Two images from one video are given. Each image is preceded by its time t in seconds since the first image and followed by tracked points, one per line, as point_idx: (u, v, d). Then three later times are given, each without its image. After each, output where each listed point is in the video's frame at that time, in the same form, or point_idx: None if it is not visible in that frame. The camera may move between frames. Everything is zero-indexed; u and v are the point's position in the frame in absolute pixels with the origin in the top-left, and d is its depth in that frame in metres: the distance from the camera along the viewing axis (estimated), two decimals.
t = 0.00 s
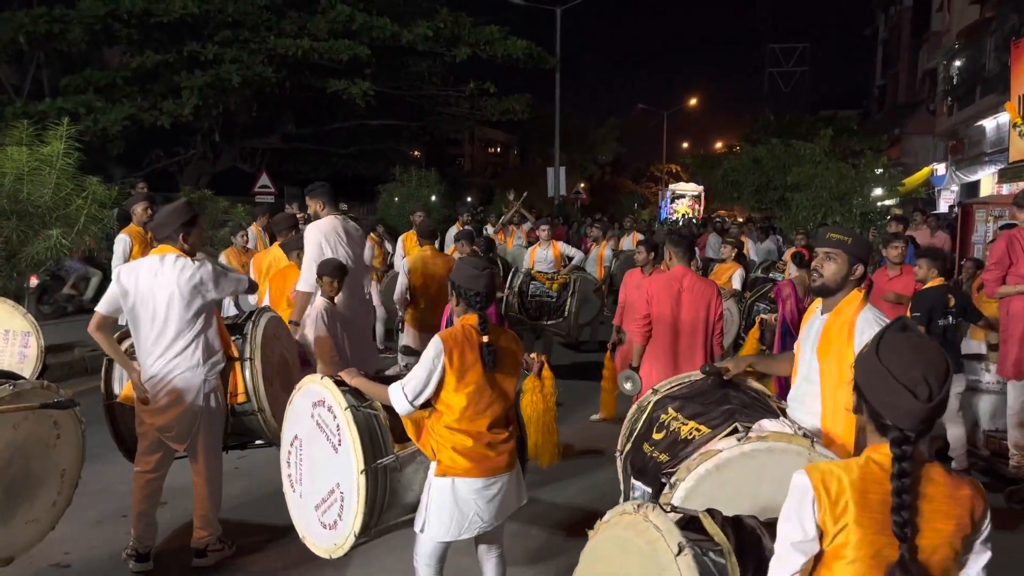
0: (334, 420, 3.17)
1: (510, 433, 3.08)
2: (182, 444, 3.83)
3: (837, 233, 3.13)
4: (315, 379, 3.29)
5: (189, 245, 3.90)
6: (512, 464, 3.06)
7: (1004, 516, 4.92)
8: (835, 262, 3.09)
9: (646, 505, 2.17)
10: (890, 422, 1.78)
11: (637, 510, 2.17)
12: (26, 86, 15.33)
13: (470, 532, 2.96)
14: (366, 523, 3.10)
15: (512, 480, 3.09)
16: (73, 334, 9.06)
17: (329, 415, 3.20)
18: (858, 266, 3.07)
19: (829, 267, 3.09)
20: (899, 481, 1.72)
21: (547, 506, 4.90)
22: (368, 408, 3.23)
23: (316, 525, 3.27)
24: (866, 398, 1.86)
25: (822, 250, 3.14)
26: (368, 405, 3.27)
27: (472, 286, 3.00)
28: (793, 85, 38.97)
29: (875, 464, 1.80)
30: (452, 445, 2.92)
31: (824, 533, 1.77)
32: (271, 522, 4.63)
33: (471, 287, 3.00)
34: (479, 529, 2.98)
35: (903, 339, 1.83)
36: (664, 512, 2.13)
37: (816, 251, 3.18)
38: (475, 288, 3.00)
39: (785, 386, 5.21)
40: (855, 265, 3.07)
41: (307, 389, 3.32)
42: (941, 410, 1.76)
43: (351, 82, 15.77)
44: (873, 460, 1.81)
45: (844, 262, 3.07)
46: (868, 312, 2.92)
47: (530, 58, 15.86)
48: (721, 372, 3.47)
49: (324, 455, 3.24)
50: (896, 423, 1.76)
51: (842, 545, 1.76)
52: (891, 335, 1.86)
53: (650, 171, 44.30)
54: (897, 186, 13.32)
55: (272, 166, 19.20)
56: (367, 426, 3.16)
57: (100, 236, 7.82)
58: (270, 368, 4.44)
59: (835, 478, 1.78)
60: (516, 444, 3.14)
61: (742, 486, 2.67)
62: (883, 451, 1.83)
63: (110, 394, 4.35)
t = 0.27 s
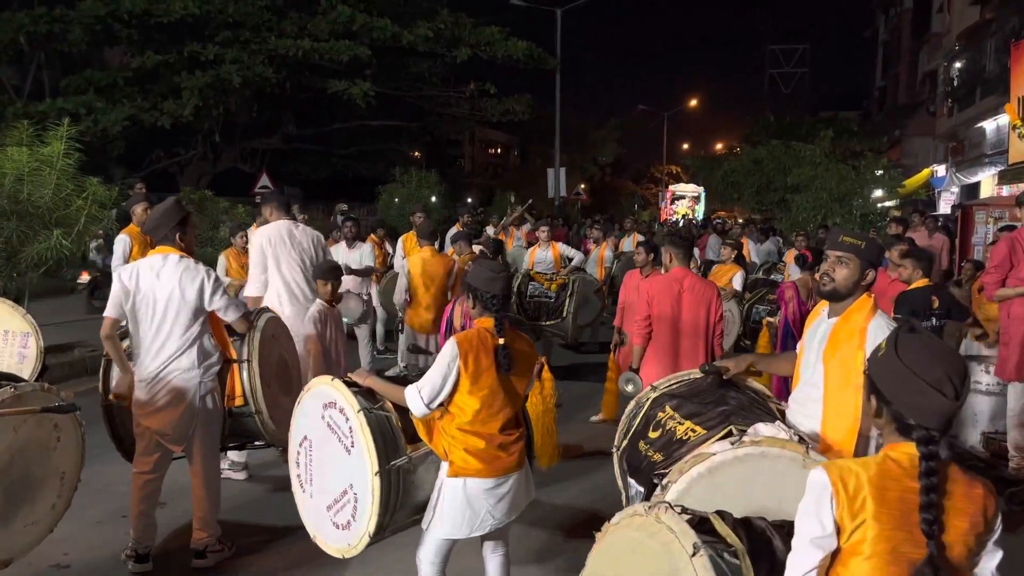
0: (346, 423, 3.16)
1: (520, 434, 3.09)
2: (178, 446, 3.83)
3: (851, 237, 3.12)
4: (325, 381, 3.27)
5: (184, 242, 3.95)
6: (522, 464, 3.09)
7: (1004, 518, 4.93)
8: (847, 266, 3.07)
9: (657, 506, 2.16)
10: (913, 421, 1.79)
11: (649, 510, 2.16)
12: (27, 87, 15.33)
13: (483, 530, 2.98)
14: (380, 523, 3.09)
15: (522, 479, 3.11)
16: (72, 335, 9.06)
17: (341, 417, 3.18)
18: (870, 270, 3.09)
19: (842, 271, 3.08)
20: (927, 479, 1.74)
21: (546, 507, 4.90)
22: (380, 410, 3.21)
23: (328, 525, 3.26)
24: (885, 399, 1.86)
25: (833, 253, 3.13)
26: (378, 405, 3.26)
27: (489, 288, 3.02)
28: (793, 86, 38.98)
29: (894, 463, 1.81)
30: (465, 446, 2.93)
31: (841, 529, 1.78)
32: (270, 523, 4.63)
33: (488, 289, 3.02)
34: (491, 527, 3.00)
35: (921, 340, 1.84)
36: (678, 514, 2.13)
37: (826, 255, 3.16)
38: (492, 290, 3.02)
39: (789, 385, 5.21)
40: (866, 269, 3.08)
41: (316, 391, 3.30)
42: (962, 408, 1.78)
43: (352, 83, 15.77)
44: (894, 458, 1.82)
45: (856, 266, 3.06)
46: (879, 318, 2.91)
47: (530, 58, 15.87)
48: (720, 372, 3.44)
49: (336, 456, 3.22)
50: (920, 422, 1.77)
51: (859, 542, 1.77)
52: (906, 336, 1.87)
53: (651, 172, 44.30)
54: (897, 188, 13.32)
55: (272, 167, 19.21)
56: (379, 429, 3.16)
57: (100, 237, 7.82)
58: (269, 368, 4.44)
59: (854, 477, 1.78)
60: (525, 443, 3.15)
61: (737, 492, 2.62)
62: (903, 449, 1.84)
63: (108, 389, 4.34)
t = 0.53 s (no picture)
0: (358, 427, 3.14)
1: (529, 434, 3.14)
2: (173, 446, 3.83)
3: (858, 240, 3.06)
4: (333, 384, 3.24)
5: (188, 243, 3.97)
6: (530, 464, 3.14)
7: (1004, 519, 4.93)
8: (854, 270, 3.03)
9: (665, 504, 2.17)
10: (923, 422, 1.81)
11: (656, 511, 2.17)
12: (27, 87, 15.33)
13: (493, 527, 3.05)
14: (395, 526, 3.08)
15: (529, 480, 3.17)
16: (72, 335, 9.06)
17: (352, 421, 3.16)
18: (877, 274, 3.05)
19: (849, 275, 3.03)
20: (942, 480, 1.76)
21: (546, 508, 4.90)
22: (392, 414, 3.17)
23: (338, 527, 3.24)
24: (893, 400, 1.88)
25: (840, 256, 3.09)
26: (387, 409, 3.19)
27: (503, 291, 3.07)
28: (793, 87, 39.00)
29: (904, 461, 1.82)
30: (476, 447, 2.97)
31: (853, 528, 1.78)
32: (270, 524, 4.63)
33: (502, 292, 3.06)
34: (500, 524, 3.07)
35: (929, 340, 1.86)
36: (685, 513, 2.14)
37: (833, 257, 3.13)
38: (505, 292, 3.07)
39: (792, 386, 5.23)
40: (873, 274, 3.04)
41: (324, 394, 3.26)
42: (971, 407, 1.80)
43: (352, 83, 15.77)
44: (904, 458, 1.83)
45: (864, 271, 3.02)
46: (884, 324, 2.87)
47: (530, 59, 15.87)
48: (722, 371, 3.46)
49: (347, 460, 3.20)
50: (931, 422, 1.80)
51: (871, 542, 1.77)
52: (911, 337, 1.90)
53: (651, 173, 44.30)
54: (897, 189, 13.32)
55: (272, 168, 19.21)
56: (393, 434, 3.14)
57: (100, 237, 7.81)
58: (266, 371, 4.44)
59: (866, 476, 1.79)
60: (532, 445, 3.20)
61: (713, 491, 2.61)
62: (913, 450, 1.85)
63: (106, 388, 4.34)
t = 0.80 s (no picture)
0: (368, 430, 3.13)
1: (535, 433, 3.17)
2: (172, 445, 3.81)
3: (864, 242, 3.05)
4: (339, 387, 3.23)
5: (191, 242, 3.97)
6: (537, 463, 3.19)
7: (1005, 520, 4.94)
8: (859, 273, 3.03)
9: (659, 512, 2.16)
10: (923, 427, 1.80)
11: (649, 518, 2.16)
12: (28, 86, 15.32)
13: (497, 525, 3.13)
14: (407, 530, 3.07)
15: (533, 479, 3.22)
16: (73, 334, 9.07)
17: (360, 424, 3.15)
18: (881, 278, 3.04)
19: (853, 278, 3.04)
20: (944, 485, 1.76)
21: (547, 508, 4.90)
22: (401, 416, 3.18)
23: (344, 529, 3.23)
24: (890, 404, 1.88)
25: (845, 257, 3.09)
26: (398, 413, 3.20)
27: (510, 291, 3.06)
28: (795, 88, 39.00)
29: (904, 465, 1.82)
30: (483, 448, 3.00)
31: (854, 533, 1.78)
32: (270, 524, 4.63)
33: (508, 292, 3.06)
34: (504, 521, 3.14)
35: (929, 344, 1.83)
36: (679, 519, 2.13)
37: (839, 259, 3.12)
38: (512, 293, 3.06)
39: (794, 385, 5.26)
40: (878, 277, 3.04)
41: (328, 397, 3.24)
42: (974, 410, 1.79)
43: (353, 83, 15.77)
44: (904, 461, 1.83)
45: (868, 274, 3.02)
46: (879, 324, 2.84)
47: (531, 59, 15.87)
48: (728, 368, 3.40)
49: (355, 463, 3.18)
50: (931, 429, 1.78)
51: (871, 545, 1.77)
52: (911, 340, 1.88)
53: (652, 173, 44.29)
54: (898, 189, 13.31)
55: (273, 167, 19.23)
56: (402, 436, 3.12)
57: (101, 237, 7.82)
58: (266, 372, 4.44)
59: (867, 484, 1.79)
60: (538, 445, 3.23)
61: (701, 492, 2.61)
62: (912, 452, 1.84)
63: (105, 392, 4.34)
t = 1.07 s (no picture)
0: (375, 428, 3.14)
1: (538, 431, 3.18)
2: (172, 443, 3.82)
3: (857, 240, 3.03)
4: (345, 385, 3.22)
5: (193, 243, 3.95)
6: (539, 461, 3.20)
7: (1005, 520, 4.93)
8: (851, 270, 3.01)
9: (642, 518, 2.16)
10: (908, 429, 1.79)
11: (633, 522, 2.16)
12: (30, 85, 15.31)
13: (503, 522, 3.13)
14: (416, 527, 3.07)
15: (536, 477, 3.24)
16: (75, 334, 9.07)
17: (368, 422, 3.16)
18: (874, 276, 3.03)
19: (846, 275, 3.01)
20: (931, 488, 1.74)
21: (548, 508, 4.90)
22: (409, 414, 3.18)
23: (348, 529, 3.23)
24: (875, 407, 1.87)
25: (839, 255, 3.07)
26: (406, 411, 3.20)
27: (508, 290, 3.07)
28: (796, 88, 38.97)
29: (892, 471, 1.80)
30: (490, 445, 3.01)
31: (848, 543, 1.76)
32: (271, 522, 4.64)
33: (506, 291, 3.06)
34: (511, 518, 3.15)
35: (912, 344, 1.84)
36: (664, 525, 2.12)
37: (831, 256, 3.11)
38: (511, 293, 3.06)
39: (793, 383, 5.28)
40: (871, 275, 3.02)
41: (333, 395, 3.24)
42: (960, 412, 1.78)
43: (354, 83, 15.75)
44: (891, 467, 1.82)
45: (860, 272, 3.00)
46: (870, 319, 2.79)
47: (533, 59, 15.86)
48: (729, 366, 3.46)
49: (361, 462, 3.19)
50: (916, 430, 1.78)
51: (863, 555, 1.75)
52: (893, 341, 1.88)
53: (654, 173, 44.27)
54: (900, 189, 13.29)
55: (275, 167, 19.23)
56: (411, 434, 3.12)
57: (103, 236, 7.82)
58: (266, 369, 4.45)
59: (855, 489, 1.78)
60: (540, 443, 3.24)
61: (687, 480, 2.61)
62: (899, 458, 1.83)
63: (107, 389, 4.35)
